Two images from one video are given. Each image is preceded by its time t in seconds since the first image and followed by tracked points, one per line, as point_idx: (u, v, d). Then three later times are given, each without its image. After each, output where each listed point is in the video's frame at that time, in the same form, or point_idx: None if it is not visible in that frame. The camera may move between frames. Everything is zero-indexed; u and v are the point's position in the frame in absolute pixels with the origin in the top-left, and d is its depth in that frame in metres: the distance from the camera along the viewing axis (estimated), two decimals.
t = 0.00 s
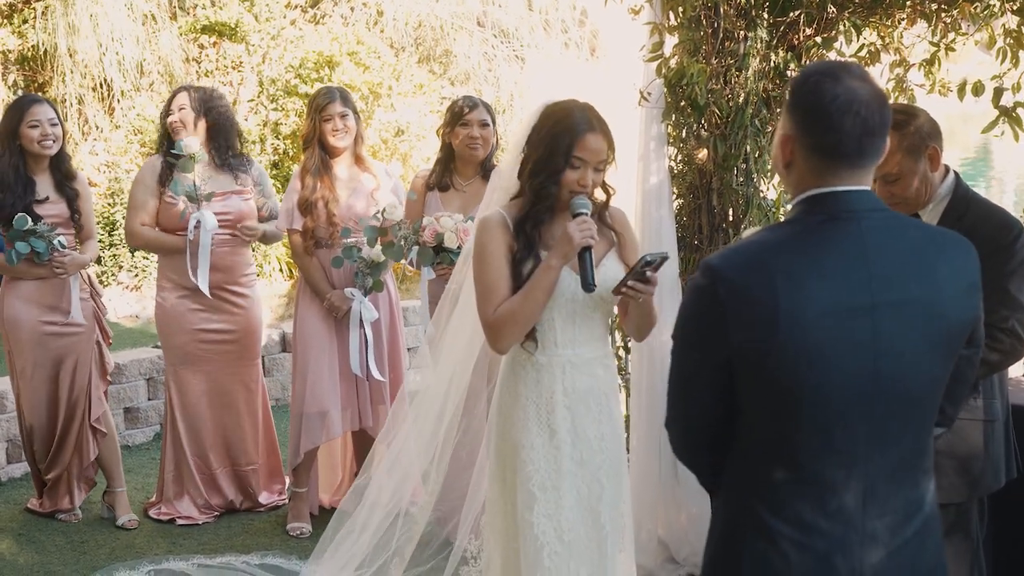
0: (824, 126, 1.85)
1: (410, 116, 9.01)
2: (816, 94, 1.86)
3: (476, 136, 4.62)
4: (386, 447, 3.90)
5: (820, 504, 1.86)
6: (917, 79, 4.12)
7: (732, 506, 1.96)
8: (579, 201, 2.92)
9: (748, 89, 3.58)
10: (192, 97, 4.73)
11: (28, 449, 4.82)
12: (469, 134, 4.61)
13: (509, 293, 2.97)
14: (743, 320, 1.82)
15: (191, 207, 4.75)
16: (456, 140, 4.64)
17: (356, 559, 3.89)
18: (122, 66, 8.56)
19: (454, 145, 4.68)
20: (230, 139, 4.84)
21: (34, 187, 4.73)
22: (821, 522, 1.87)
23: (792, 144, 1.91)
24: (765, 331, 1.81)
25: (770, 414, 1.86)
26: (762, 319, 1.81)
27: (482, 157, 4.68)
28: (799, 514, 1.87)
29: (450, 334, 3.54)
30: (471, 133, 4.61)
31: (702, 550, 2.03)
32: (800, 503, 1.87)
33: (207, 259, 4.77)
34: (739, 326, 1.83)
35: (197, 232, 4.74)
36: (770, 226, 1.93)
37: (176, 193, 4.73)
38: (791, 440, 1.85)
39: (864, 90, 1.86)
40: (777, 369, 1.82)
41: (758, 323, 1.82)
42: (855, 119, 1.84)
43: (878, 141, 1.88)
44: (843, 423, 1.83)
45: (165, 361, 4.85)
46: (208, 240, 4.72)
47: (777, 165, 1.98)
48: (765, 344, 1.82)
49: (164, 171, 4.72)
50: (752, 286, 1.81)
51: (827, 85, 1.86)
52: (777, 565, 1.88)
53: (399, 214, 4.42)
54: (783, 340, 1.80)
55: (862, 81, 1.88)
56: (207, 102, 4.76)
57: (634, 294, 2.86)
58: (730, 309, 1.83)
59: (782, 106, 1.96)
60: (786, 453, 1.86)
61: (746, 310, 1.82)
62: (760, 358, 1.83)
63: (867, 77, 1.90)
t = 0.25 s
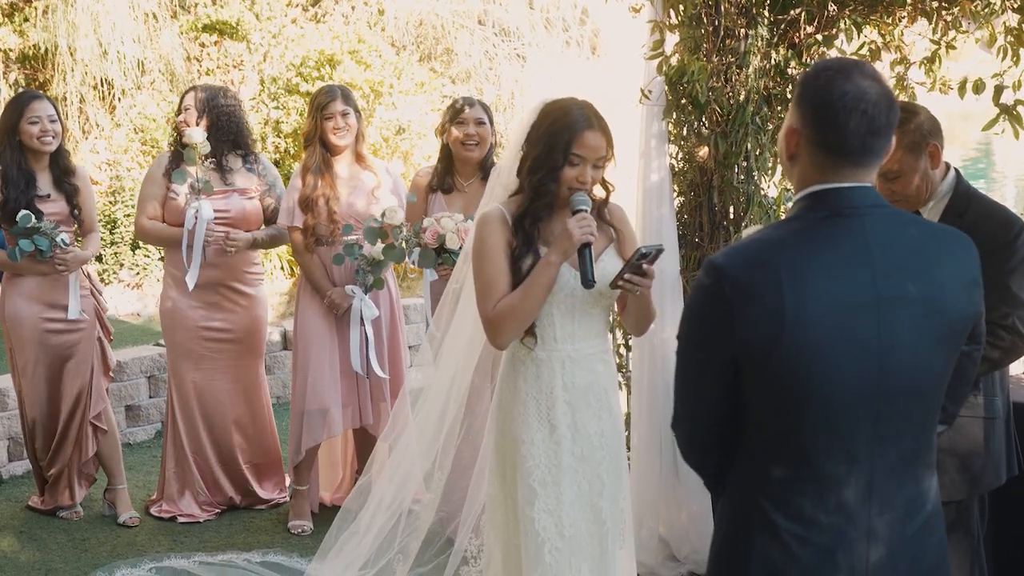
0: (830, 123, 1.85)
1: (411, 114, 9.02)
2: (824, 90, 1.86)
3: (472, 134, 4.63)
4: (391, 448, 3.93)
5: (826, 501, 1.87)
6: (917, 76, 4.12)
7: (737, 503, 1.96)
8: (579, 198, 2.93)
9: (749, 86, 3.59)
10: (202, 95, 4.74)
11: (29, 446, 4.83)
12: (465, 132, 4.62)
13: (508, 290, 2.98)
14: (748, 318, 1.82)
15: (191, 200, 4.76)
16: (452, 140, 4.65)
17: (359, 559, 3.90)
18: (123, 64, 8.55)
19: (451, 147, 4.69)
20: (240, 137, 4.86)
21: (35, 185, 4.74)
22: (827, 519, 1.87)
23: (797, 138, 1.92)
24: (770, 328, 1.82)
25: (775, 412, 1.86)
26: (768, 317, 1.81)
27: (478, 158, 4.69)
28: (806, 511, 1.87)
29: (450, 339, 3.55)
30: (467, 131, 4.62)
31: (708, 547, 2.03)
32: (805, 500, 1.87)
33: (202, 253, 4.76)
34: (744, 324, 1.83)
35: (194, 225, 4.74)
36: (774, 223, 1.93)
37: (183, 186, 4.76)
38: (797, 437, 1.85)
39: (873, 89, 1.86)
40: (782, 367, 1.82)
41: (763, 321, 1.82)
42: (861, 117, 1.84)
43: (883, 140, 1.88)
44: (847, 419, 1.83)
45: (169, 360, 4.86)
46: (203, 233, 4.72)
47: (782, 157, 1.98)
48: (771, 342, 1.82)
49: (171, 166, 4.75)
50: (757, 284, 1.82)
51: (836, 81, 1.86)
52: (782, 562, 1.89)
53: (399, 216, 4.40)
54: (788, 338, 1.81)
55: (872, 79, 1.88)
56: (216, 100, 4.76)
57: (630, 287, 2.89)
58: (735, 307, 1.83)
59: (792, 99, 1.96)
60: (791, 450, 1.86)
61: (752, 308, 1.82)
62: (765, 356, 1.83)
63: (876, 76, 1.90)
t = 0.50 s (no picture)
0: (826, 121, 1.85)
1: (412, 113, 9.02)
2: (821, 88, 1.86)
3: (463, 141, 4.59)
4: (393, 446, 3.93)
5: (827, 500, 1.87)
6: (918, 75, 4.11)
7: (739, 503, 1.95)
8: (580, 195, 2.93)
9: (750, 85, 3.60)
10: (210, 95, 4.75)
11: (31, 445, 4.84)
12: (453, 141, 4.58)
13: (509, 288, 2.98)
14: (749, 319, 1.82)
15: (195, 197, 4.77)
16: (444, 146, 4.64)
17: (362, 557, 3.91)
18: (124, 63, 8.55)
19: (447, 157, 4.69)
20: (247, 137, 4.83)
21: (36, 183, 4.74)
22: (829, 518, 1.87)
23: (795, 137, 1.91)
24: (771, 329, 1.81)
25: (776, 411, 1.86)
26: (769, 318, 1.81)
27: (471, 165, 4.67)
28: (809, 510, 1.87)
29: (453, 336, 3.54)
30: (455, 139, 4.59)
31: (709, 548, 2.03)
32: (807, 499, 1.87)
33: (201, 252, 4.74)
34: (745, 325, 1.83)
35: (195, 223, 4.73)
36: (774, 224, 1.93)
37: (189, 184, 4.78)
38: (798, 437, 1.85)
39: (871, 87, 1.86)
40: (783, 367, 1.82)
41: (765, 321, 1.81)
42: (857, 115, 1.84)
43: (880, 139, 1.87)
44: (848, 419, 1.83)
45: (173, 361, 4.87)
46: (202, 233, 4.71)
47: (781, 157, 1.98)
48: (772, 342, 1.82)
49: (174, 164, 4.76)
50: (758, 285, 1.81)
51: (834, 79, 1.86)
52: (784, 561, 1.88)
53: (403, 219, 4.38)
54: (789, 338, 1.81)
55: (870, 78, 1.87)
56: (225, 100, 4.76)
57: (631, 286, 2.88)
58: (736, 308, 1.83)
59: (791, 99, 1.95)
60: (793, 450, 1.86)
61: (753, 309, 1.82)
62: (766, 356, 1.83)
63: (875, 75, 1.89)
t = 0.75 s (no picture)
0: (814, 123, 1.85)
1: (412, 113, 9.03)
2: (808, 90, 1.86)
3: (458, 150, 4.60)
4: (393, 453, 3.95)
5: (825, 501, 1.86)
6: (918, 75, 4.11)
7: (737, 505, 1.95)
8: (579, 190, 2.95)
9: (751, 86, 3.58)
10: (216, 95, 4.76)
11: (31, 445, 4.83)
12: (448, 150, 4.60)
13: (513, 287, 2.97)
14: (746, 321, 1.82)
15: (196, 198, 4.77)
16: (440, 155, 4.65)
17: (365, 562, 3.89)
18: (125, 63, 8.55)
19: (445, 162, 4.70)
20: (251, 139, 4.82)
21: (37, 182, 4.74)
22: (827, 519, 1.87)
23: (786, 140, 1.92)
24: (768, 331, 1.81)
25: (774, 413, 1.86)
26: (766, 320, 1.81)
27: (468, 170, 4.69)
28: (810, 511, 1.87)
29: (457, 340, 3.54)
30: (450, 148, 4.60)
31: (708, 551, 2.02)
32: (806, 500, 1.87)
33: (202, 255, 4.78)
34: (742, 327, 1.82)
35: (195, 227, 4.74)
36: (770, 227, 1.93)
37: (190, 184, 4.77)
38: (797, 439, 1.85)
39: (859, 88, 1.85)
40: (782, 369, 1.82)
41: (762, 323, 1.81)
42: (845, 116, 1.83)
43: (870, 139, 1.86)
44: (846, 419, 1.83)
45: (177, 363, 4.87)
46: (202, 237, 4.73)
47: (776, 160, 1.99)
48: (769, 344, 1.82)
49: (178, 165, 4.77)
50: (755, 287, 1.81)
51: (821, 81, 1.86)
52: (785, 563, 1.88)
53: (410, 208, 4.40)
54: (787, 339, 1.81)
55: (858, 78, 1.87)
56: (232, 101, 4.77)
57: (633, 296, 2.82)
58: (734, 310, 1.83)
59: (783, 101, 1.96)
60: (792, 452, 1.86)
61: (750, 311, 1.82)
62: (763, 358, 1.83)
63: (865, 75, 1.89)
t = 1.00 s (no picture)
0: (804, 130, 1.85)
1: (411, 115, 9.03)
2: (798, 97, 1.86)
3: (457, 154, 4.59)
4: (393, 468, 3.95)
5: (819, 508, 1.86)
6: (916, 79, 4.11)
7: (729, 511, 1.95)
8: (575, 190, 2.93)
9: (750, 89, 3.58)
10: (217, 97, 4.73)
11: (30, 447, 4.82)
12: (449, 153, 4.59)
13: (515, 289, 2.96)
14: (736, 328, 1.82)
15: (195, 204, 4.76)
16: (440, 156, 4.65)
17: (370, 565, 3.89)
18: (124, 65, 8.54)
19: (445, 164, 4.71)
20: (252, 143, 4.82)
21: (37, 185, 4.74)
22: (820, 526, 1.87)
23: (776, 146, 1.92)
24: (758, 338, 1.81)
25: (765, 420, 1.86)
26: (756, 327, 1.81)
27: (468, 172, 4.68)
28: (801, 518, 1.87)
29: (460, 349, 3.55)
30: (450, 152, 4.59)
31: (700, 556, 2.02)
32: (797, 506, 1.87)
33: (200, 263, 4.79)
34: (732, 334, 1.83)
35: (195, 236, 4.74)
36: (761, 233, 1.93)
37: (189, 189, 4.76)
38: (788, 445, 1.85)
39: (849, 93, 1.85)
40: (772, 376, 1.82)
41: (752, 330, 1.81)
42: (836, 122, 1.83)
43: (862, 144, 1.86)
44: (837, 426, 1.83)
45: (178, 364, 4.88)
46: (202, 247, 4.75)
47: (767, 166, 1.99)
48: (759, 352, 1.82)
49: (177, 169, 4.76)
50: (745, 294, 1.82)
51: (811, 87, 1.85)
52: (777, 569, 1.88)
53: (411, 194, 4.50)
54: (777, 346, 1.81)
55: (848, 83, 1.86)
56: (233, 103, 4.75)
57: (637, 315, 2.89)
58: (723, 317, 1.83)
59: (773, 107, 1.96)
60: (783, 459, 1.86)
61: (740, 318, 1.82)
62: (754, 365, 1.83)
63: (855, 79, 1.88)
